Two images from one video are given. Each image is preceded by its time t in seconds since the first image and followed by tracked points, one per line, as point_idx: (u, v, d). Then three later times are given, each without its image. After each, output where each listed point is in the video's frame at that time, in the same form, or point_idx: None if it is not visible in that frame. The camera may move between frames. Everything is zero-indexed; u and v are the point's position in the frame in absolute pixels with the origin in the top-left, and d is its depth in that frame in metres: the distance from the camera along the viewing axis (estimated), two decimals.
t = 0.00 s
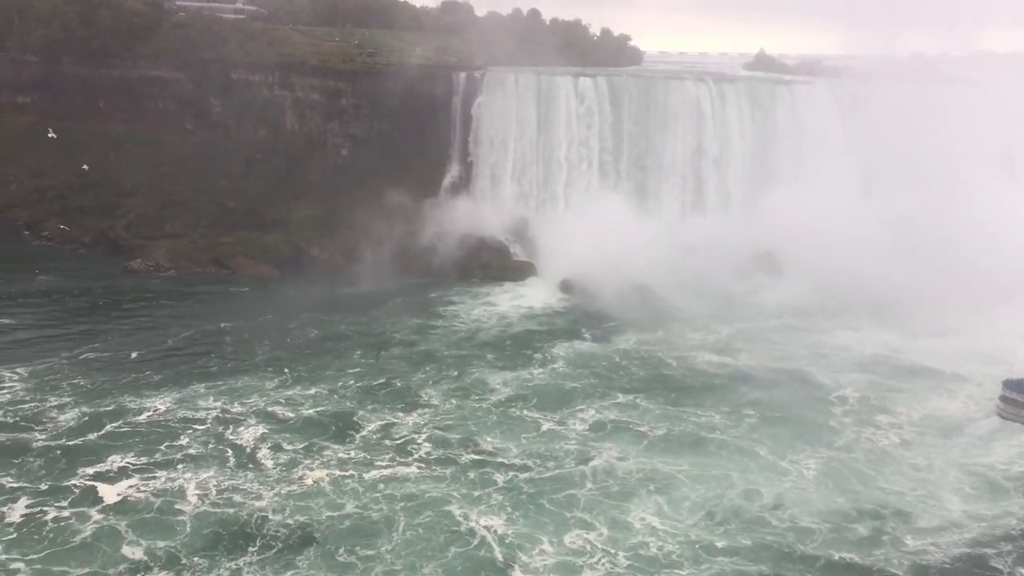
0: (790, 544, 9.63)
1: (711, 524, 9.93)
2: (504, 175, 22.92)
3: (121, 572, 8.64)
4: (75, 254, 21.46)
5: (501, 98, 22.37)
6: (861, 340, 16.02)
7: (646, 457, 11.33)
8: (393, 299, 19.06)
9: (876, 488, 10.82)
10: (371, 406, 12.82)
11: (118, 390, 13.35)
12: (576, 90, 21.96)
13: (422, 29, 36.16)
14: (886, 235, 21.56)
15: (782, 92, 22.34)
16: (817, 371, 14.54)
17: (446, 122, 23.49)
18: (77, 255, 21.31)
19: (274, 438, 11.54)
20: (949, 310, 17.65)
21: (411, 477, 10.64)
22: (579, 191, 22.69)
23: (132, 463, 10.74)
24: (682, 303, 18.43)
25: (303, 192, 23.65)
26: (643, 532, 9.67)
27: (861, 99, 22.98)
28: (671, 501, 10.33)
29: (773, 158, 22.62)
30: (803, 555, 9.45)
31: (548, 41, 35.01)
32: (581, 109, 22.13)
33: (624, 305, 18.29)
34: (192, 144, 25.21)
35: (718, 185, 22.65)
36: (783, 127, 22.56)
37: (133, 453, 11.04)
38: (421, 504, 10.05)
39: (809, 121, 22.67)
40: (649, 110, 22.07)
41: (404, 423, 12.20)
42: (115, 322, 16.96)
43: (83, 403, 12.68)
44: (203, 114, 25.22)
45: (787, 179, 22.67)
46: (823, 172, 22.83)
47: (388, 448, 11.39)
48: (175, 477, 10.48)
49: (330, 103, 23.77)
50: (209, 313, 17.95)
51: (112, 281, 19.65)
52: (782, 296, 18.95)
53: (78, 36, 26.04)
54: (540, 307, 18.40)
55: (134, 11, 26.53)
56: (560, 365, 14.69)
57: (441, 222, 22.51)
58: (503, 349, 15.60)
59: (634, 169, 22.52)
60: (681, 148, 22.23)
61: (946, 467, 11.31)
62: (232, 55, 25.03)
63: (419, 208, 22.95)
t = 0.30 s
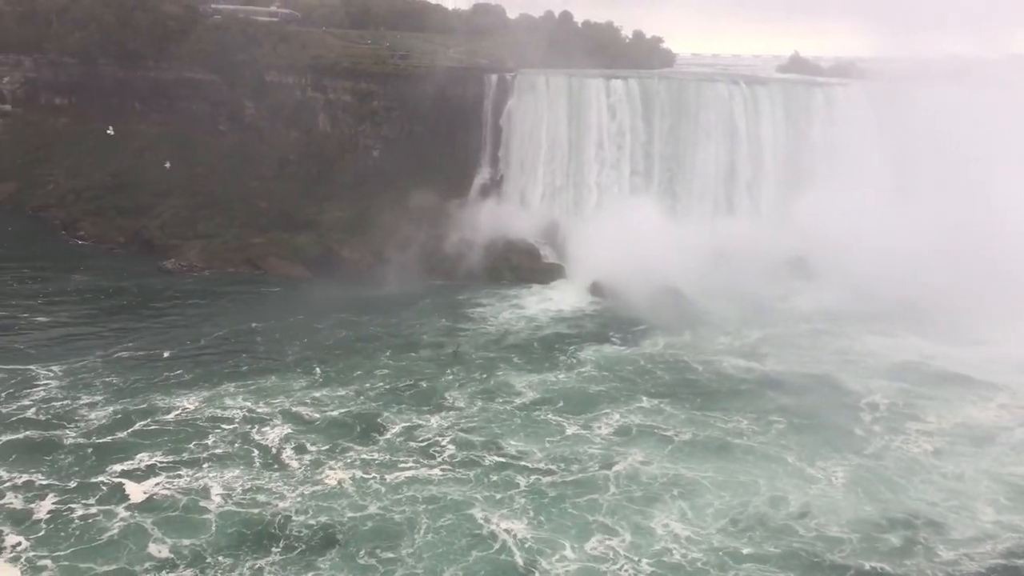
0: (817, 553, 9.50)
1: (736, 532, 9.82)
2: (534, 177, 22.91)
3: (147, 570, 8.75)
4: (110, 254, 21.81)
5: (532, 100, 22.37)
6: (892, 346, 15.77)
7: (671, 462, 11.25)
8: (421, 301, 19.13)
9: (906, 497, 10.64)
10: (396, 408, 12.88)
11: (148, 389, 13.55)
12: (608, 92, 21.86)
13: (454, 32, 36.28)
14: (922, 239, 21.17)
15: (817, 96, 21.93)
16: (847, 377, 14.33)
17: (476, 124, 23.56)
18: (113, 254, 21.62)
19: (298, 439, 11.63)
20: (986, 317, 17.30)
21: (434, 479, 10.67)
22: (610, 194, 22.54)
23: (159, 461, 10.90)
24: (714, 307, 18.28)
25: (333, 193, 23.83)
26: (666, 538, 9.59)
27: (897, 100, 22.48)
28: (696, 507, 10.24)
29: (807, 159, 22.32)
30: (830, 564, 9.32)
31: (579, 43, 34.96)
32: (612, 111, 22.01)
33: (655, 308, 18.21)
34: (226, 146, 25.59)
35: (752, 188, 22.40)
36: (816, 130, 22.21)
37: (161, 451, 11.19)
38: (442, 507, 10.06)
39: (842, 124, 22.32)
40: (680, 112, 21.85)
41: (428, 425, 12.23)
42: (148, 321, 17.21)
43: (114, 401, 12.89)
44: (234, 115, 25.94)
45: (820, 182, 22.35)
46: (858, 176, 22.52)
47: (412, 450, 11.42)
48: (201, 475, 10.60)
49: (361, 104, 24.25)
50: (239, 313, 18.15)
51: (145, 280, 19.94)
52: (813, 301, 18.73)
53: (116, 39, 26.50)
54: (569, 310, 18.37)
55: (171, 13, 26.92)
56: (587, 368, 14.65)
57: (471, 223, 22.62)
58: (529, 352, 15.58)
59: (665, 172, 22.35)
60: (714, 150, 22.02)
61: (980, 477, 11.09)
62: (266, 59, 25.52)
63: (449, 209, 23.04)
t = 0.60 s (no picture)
0: (843, 565, 9.36)
1: (759, 540, 9.73)
2: (564, 180, 22.90)
3: (170, 570, 8.86)
4: (142, 254, 22.16)
5: (562, 104, 22.36)
6: (920, 352, 15.57)
7: (695, 469, 11.17)
8: (448, 304, 19.19)
9: (937, 508, 10.45)
10: (420, 411, 12.92)
11: (177, 389, 13.73)
12: (638, 96, 21.75)
13: (484, 36, 36.37)
14: (958, 245, 20.80)
15: (850, 99, 21.65)
16: (876, 385, 14.12)
17: (506, 127, 23.61)
18: (146, 255, 21.95)
19: (321, 441, 11.73)
20: None
21: (456, 483, 10.70)
22: (640, 199, 22.45)
23: (185, 461, 11.04)
24: (744, 312, 18.14)
25: (362, 196, 23.99)
26: (688, 546, 9.51)
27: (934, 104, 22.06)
28: (719, 515, 10.15)
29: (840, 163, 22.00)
30: (856, 575, 9.20)
31: (612, 47, 34.74)
32: (643, 115, 21.93)
33: (685, 312, 18.12)
34: (258, 149, 25.90)
35: (783, 193, 22.18)
36: (849, 134, 21.87)
37: (187, 451, 11.34)
38: (463, 511, 10.08)
39: (877, 128, 21.91)
40: (711, 116, 21.77)
41: (451, 429, 12.25)
42: (178, 322, 17.45)
43: (143, 401, 13.08)
44: (266, 119, 26.27)
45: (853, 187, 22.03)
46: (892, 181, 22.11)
47: (435, 454, 11.46)
48: (225, 476, 10.72)
49: (392, 108, 24.46)
50: (268, 315, 18.34)
51: (176, 281, 20.23)
52: (845, 306, 18.49)
53: (151, 44, 26.93)
54: (596, 314, 18.34)
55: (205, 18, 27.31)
56: (613, 374, 14.58)
57: (501, 226, 22.67)
58: (555, 357, 15.56)
59: (695, 176, 22.25)
60: (745, 154, 21.89)
61: (1013, 489, 10.86)
62: (298, 63, 25.80)
63: (477, 213, 23.11)
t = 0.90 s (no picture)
0: None
1: (780, 551, 9.63)
2: (591, 187, 22.89)
3: (191, 572, 8.95)
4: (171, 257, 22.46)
5: (590, 110, 22.40)
6: (948, 361, 15.38)
7: (716, 479, 11.07)
8: (472, 309, 19.22)
9: (964, 522, 10.27)
10: (441, 417, 12.95)
11: (202, 392, 13.88)
12: (667, 102, 21.71)
13: (513, 42, 36.40)
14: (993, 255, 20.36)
15: (878, 105, 21.11)
16: (903, 395, 13.92)
17: (533, 133, 23.75)
18: (175, 258, 22.24)
19: (341, 445, 11.80)
20: None
21: (475, 489, 10.70)
22: (667, 205, 22.38)
23: (206, 464, 11.16)
24: (773, 321, 17.94)
25: (389, 201, 24.14)
26: (709, 556, 9.44)
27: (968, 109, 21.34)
28: (739, 526, 10.06)
29: (870, 171, 21.51)
30: None
31: (641, 53, 34.59)
32: (671, 122, 21.87)
33: (713, 321, 17.98)
34: (286, 153, 26.15)
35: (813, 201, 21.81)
36: (880, 141, 21.38)
37: (210, 453, 11.47)
38: (482, 517, 10.08)
39: (908, 134, 21.32)
40: (740, 122, 21.68)
41: (472, 435, 12.26)
42: (205, 324, 17.66)
43: (168, 403, 13.25)
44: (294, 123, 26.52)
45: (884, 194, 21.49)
46: (925, 187, 21.47)
47: (454, 460, 11.48)
48: (245, 479, 10.81)
49: (420, 113, 24.67)
50: (294, 318, 18.50)
51: (204, 284, 20.46)
52: (875, 316, 18.21)
53: (183, 50, 27.33)
54: (622, 322, 18.26)
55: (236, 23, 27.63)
56: (636, 381, 14.51)
57: (527, 232, 22.70)
58: (578, 363, 15.51)
59: (723, 183, 22.12)
60: (773, 161, 21.63)
61: None
62: (327, 69, 26.01)
63: (503, 218, 23.19)
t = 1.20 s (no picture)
0: None
1: (800, 562, 9.54)
2: (617, 192, 22.88)
3: (210, 573, 9.05)
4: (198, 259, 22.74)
5: (617, 115, 22.36)
6: (978, 371, 15.15)
7: (737, 487, 10.99)
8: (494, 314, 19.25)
9: (991, 535, 10.10)
10: (462, 421, 12.97)
11: (226, 393, 14.04)
12: (694, 108, 21.57)
13: (540, 48, 36.39)
14: None
15: (909, 111, 20.81)
16: (929, 404, 13.72)
17: (560, 138, 23.75)
18: (203, 260, 22.51)
19: (360, 449, 11.87)
20: None
21: (493, 494, 10.71)
22: (693, 211, 22.27)
23: (227, 465, 11.29)
24: (801, 328, 17.82)
25: (414, 205, 24.27)
26: (727, 566, 9.37)
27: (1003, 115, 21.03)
28: (760, 536, 9.97)
29: (901, 178, 21.28)
30: None
31: (670, 58, 34.37)
32: (699, 128, 21.74)
33: (739, 328, 17.87)
34: (313, 157, 26.39)
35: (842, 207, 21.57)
36: (911, 147, 21.08)
37: (232, 455, 11.59)
38: (499, 523, 10.08)
39: (941, 141, 21.03)
40: (768, 128, 21.47)
41: (490, 440, 12.28)
42: (230, 326, 17.85)
43: (192, 404, 13.41)
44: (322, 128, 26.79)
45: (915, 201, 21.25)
46: (957, 195, 21.23)
47: (473, 465, 11.50)
48: (265, 482, 10.91)
49: (447, 119, 24.77)
50: (318, 321, 18.64)
51: (230, 286, 20.70)
52: (904, 325, 18.00)
53: (213, 55, 27.66)
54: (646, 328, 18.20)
55: (264, 28, 27.88)
56: (658, 388, 14.43)
57: (552, 236, 22.71)
58: (600, 369, 15.46)
59: (750, 189, 21.95)
60: (801, 167, 21.51)
61: None
62: (354, 74, 26.21)
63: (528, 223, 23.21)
